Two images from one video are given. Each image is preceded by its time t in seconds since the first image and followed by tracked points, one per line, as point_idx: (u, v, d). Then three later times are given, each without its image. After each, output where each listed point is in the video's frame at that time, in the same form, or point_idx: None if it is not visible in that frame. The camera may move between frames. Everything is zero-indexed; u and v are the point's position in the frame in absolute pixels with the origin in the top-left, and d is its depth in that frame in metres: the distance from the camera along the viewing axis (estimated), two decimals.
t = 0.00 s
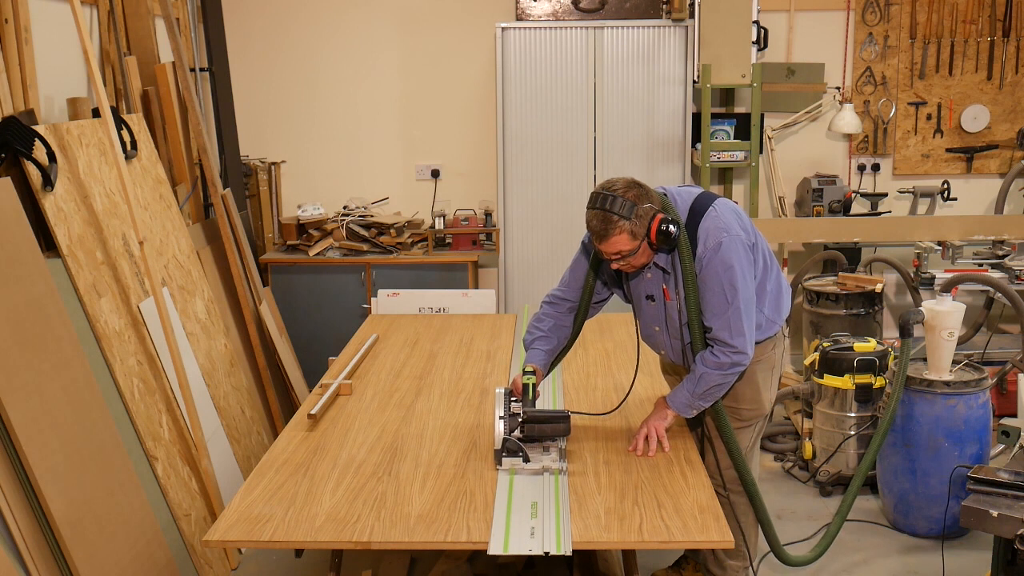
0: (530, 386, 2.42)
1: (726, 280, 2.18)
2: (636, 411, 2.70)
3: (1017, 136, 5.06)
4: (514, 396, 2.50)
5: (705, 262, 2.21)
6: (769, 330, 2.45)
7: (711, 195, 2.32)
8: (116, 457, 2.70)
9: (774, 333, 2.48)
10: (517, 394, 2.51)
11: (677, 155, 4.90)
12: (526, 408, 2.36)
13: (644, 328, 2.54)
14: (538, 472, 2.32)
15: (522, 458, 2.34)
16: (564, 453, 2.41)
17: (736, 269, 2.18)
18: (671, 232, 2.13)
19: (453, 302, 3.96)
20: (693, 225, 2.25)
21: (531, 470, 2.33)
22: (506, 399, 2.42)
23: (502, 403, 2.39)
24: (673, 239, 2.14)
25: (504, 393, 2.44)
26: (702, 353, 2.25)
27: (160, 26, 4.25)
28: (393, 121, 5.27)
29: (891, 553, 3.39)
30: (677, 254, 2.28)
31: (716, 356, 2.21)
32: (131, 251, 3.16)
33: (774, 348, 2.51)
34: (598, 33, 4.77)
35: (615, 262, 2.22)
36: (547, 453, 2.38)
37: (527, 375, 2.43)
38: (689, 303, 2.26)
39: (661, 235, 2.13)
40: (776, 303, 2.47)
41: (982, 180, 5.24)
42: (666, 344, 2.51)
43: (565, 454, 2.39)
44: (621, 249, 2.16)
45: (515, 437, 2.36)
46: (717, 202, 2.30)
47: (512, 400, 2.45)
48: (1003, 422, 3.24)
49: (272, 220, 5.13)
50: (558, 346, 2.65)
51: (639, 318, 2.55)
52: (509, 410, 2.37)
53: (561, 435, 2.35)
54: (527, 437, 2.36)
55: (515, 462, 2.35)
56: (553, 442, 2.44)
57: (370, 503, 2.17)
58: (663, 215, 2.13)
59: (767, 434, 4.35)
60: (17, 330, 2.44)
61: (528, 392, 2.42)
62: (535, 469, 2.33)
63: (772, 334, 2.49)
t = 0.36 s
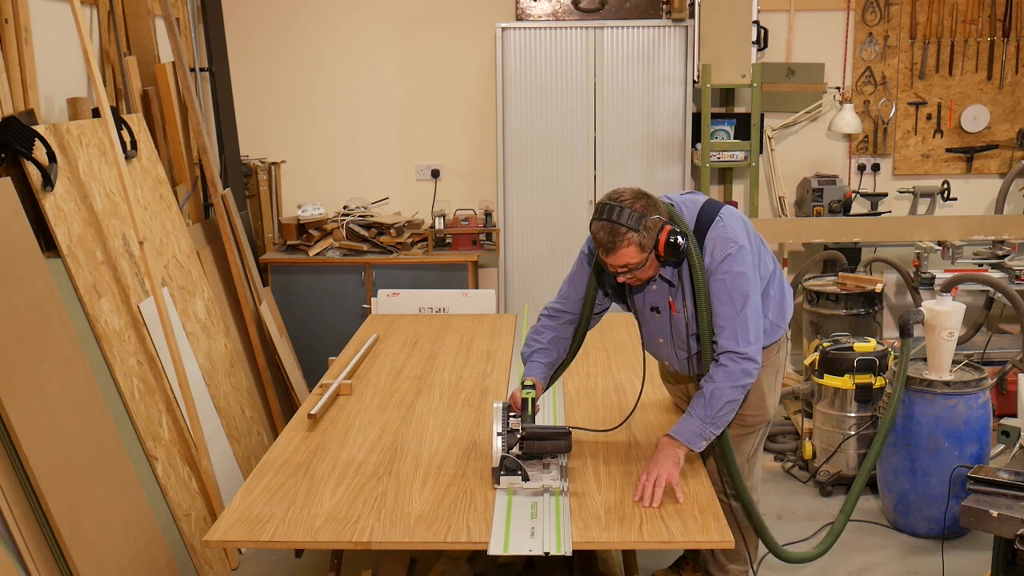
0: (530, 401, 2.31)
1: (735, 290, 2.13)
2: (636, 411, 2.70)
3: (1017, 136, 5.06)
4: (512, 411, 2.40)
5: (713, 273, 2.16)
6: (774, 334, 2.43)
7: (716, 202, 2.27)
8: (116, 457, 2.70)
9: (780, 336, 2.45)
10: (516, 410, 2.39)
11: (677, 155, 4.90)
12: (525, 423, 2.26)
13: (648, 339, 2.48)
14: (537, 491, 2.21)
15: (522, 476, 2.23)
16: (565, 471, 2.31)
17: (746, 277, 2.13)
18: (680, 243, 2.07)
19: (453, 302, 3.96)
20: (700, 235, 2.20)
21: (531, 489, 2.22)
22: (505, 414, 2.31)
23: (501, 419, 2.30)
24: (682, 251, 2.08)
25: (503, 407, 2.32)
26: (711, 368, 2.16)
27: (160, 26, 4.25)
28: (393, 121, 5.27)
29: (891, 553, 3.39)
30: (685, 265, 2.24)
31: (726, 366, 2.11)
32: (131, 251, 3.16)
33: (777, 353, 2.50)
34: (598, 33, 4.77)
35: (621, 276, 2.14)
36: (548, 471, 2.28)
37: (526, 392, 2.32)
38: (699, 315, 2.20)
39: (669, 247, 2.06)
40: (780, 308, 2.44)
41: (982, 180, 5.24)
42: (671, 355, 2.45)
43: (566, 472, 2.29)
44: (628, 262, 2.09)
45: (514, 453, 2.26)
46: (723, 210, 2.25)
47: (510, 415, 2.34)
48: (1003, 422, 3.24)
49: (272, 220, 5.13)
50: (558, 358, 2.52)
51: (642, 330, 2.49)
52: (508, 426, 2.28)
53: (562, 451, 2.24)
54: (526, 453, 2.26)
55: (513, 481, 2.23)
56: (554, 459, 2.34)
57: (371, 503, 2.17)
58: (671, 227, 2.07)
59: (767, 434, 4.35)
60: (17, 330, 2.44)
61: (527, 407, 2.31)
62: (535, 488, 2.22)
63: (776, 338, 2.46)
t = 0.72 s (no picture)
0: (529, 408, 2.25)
1: (738, 290, 2.13)
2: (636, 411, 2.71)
3: (1017, 136, 5.06)
4: (511, 419, 2.33)
5: (716, 273, 2.15)
6: (776, 335, 2.42)
7: (720, 203, 2.27)
8: (116, 458, 2.70)
9: (780, 338, 2.45)
10: (516, 417, 2.33)
11: (677, 155, 4.90)
12: (525, 432, 2.20)
13: (651, 341, 2.48)
14: (537, 501, 2.15)
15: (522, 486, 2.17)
16: (565, 481, 2.25)
17: (748, 279, 2.13)
18: (687, 245, 2.07)
19: (453, 302, 3.96)
20: (703, 235, 2.19)
21: (531, 500, 2.15)
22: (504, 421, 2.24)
23: (500, 426, 2.22)
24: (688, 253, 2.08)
25: (502, 414, 2.26)
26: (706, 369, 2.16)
27: (160, 26, 4.25)
28: (393, 121, 5.27)
29: (891, 553, 3.39)
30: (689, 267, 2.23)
31: (721, 368, 2.12)
32: (131, 251, 3.16)
33: (780, 356, 2.49)
34: (598, 33, 4.77)
35: (627, 278, 2.14)
36: (547, 481, 2.22)
37: (525, 399, 2.27)
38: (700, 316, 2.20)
39: (675, 250, 2.06)
40: (780, 309, 2.43)
41: (982, 180, 5.24)
42: (674, 357, 2.45)
43: (566, 482, 2.23)
44: (634, 264, 2.08)
45: (513, 463, 2.19)
46: (727, 211, 2.24)
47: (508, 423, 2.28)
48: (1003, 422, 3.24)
49: (272, 220, 5.13)
50: (558, 366, 2.48)
51: (646, 332, 2.48)
52: (508, 434, 2.20)
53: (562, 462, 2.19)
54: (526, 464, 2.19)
55: (512, 491, 2.17)
56: (554, 469, 2.28)
57: (370, 504, 2.17)
58: (678, 229, 2.07)
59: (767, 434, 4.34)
60: (17, 330, 2.44)
61: (527, 415, 2.25)
62: (535, 499, 2.16)
63: (777, 340, 2.45)
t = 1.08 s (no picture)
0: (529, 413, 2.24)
1: (744, 294, 2.13)
2: (636, 411, 2.71)
3: (1017, 136, 5.06)
4: (510, 422, 2.32)
5: (724, 275, 2.15)
6: (781, 339, 2.42)
7: (728, 206, 2.26)
8: (116, 458, 2.70)
9: (786, 342, 2.44)
10: (515, 419, 2.31)
11: (677, 155, 4.90)
12: (525, 436, 2.18)
13: (655, 342, 2.48)
14: (536, 505, 2.14)
15: (521, 489, 2.15)
16: (565, 485, 2.22)
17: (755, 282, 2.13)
18: (693, 248, 2.07)
19: (453, 302, 3.96)
20: (711, 237, 2.19)
21: (530, 504, 2.14)
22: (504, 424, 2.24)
23: (500, 430, 2.22)
24: (696, 256, 2.08)
25: (502, 418, 2.27)
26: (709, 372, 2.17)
27: (160, 26, 4.25)
28: (393, 121, 5.27)
29: (891, 552, 3.39)
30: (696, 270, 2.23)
31: (723, 371, 2.12)
32: (131, 251, 3.16)
33: (781, 359, 2.48)
34: (598, 33, 4.77)
35: (633, 280, 2.14)
36: (547, 485, 2.20)
37: (524, 401, 2.26)
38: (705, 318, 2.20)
39: (682, 252, 2.06)
40: (786, 313, 2.43)
41: (982, 180, 5.24)
42: (678, 359, 2.45)
43: (566, 486, 2.21)
44: (640, 267, 2.08)
45: (513, 467, 2.17)
46: (735, 214, 2.24)
47: (508, 424, 2.28)
48: (1003, 422, 3.24)
49: (272, 220, 5.13)
50: (560, 369, 2.47)
51: (649, 332, 2.48)
52: (507, 438, 2.20)
53: (562, 465, 2.16)
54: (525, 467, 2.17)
55: (512, 495, 2.15)
56: (554, 471, 2.25)
57: (370, 503, 2.17)
58: (685, 232, 2.06)
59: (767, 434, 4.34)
60: (17, 329, 2.44)
61: (527, 418, 2.23)
62: (534, 502, 2.15)
63: (782, 344, 2.45)
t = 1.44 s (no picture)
0: (529, 414, 2.24)
1: (745, 291, 2.13)
2: (636, 411, 2.71)
3: (1017, 136, 5.06)
4: (510, 424, 2.29)
5: (726, 271, 2.15)
6: (783, 338, 2.41)
7: (732, 203, 2.26)
8: (116, 458, 2.70)
9: (788, 341, 2.44)
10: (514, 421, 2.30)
11: (677, 155, 4.90)
12: (524, 438, 2.17)
13: (656, 339, 2.48)
14: (536, 507, 2.13)
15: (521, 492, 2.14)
16: (565, 486, 2.22)
17: (757, 279, 2.13)
18: (699, 245, 2.06)
19: (453, 302, 3.96)
20: (715, 233, 2.19)
21: (530, 506, 2.13)
22: (503, 424, 2.23)
23: (499, 432, 2.21)
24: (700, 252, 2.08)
25: (501, 419, 2.24)
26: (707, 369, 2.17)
27: (160, 26, 4.25)
28: (393, 121, 5.27)
29: (891, 552, 3.39)
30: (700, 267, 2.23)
31: (721, 368, 2.12)
32: (131, 251, 3.16)
33: (784, 358, 2.48)
34: (598, 33, 4.77)
35: (637, 276, 2.13)
36: (547, 487, 2.19)
37: (525, 402, 2.25)
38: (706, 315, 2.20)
39: (687, 249, 2.06)
40: (788, 312, 2.42)
41: (982, 180, 5.24)
42: (680, 356, 2.45)
43: (566, 488, 2.20)
44: (645, 262, 2.08)
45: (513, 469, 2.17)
46: (739, 210, 2.24)
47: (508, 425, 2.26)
48: (1003, 422, 3.24)
49: (272, 220, 5.12)
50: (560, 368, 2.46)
51: (651, 329, 2.48)
52: (507, 439, 2.18)
53: (562, 467, 2.16)
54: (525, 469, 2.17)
55: (511, 497, 2.14)
56: (554, 473, 2.26)
57: (370, 503, 2.17)
58: (690, 228, 2.07)
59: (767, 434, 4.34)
60: (17, 329, 2.44)
61: (527, 420, 2.23)
62: (534, 504, 2.14)
63: (784, 344, 2.45)
